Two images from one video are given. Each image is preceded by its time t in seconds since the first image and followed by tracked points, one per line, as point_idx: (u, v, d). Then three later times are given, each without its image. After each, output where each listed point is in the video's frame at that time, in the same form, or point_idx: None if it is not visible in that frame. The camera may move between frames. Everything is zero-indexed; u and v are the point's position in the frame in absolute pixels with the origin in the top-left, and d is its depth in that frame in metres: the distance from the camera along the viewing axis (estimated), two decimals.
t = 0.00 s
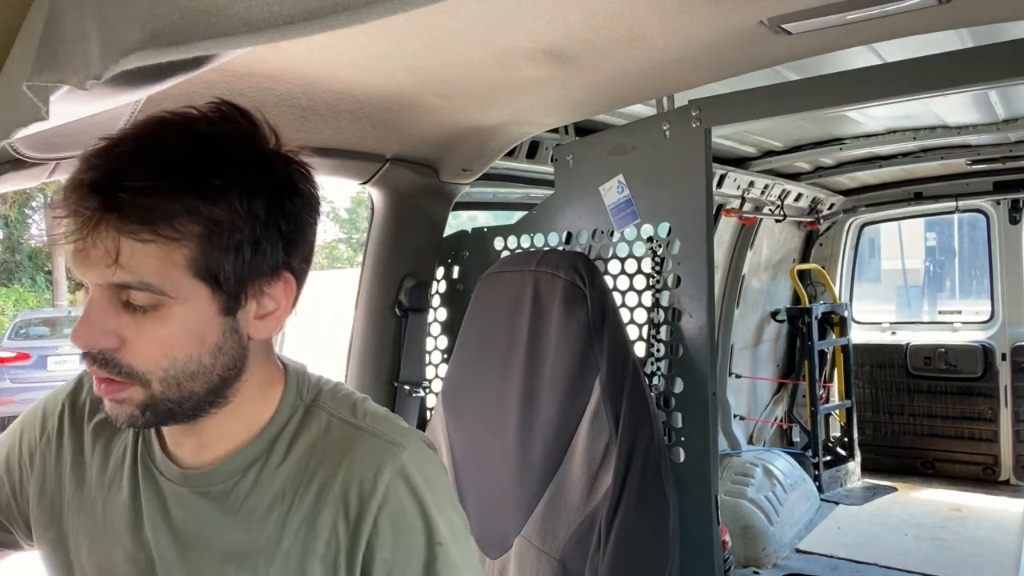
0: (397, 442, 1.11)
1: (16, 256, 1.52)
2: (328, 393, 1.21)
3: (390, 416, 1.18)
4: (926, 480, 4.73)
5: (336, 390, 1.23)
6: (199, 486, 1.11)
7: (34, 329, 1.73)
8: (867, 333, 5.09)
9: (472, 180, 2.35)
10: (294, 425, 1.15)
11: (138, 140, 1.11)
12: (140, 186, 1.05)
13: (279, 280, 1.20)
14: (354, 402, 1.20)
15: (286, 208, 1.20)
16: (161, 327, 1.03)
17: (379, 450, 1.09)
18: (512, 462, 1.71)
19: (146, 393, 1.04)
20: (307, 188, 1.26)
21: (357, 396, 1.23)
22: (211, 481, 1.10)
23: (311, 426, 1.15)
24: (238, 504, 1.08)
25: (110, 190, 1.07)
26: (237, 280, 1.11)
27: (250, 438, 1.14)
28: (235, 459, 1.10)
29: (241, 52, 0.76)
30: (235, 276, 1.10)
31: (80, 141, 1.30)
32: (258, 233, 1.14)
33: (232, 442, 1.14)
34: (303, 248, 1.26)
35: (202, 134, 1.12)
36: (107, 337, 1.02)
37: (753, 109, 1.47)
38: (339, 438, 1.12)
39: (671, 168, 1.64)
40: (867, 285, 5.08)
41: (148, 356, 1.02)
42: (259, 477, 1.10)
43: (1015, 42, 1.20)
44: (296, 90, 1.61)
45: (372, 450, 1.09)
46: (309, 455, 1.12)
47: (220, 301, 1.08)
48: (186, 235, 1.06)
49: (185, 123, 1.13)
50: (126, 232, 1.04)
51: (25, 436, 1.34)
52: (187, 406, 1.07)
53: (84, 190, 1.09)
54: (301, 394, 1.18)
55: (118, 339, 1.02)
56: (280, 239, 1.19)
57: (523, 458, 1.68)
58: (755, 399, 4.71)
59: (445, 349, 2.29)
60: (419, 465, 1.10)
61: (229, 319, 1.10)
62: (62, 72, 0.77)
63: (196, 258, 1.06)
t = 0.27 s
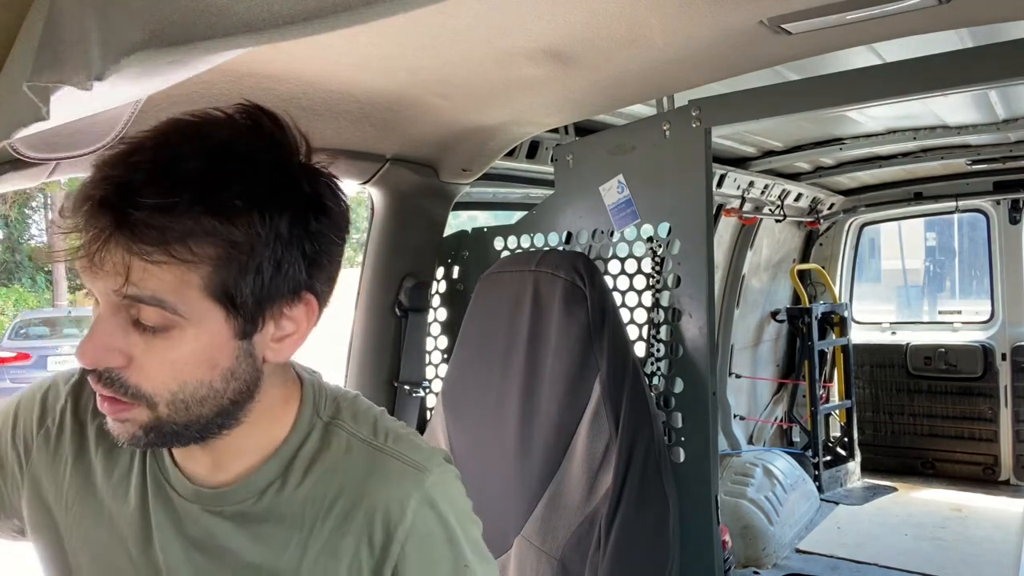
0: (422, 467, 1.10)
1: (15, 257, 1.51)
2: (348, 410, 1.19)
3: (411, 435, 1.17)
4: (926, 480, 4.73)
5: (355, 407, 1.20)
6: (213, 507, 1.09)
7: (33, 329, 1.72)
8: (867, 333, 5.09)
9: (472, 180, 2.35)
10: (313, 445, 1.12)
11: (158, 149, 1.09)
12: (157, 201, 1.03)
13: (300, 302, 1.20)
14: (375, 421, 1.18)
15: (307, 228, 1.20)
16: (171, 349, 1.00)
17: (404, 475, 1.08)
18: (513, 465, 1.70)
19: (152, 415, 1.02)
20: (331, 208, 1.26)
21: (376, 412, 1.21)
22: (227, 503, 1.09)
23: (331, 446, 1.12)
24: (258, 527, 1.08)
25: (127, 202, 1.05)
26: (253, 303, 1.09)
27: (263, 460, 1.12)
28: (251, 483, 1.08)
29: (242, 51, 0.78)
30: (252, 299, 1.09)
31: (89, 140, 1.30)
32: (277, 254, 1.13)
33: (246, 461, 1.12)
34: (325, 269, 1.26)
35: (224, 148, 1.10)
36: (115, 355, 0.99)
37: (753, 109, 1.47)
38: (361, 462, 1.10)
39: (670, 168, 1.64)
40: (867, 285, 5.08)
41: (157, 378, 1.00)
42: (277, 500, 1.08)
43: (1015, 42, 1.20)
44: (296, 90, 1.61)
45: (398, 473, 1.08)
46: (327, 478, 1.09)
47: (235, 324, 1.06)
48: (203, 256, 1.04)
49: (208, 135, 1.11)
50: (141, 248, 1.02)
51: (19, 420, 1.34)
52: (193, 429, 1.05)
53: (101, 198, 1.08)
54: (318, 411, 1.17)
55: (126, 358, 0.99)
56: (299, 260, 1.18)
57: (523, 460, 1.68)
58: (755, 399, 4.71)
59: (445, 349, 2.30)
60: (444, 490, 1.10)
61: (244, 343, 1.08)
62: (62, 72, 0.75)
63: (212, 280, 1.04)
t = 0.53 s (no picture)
0: (435, 488, 1.11)
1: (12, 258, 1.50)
2: (356, 431, 1.19)
3: (420, 454, 1.18)
4: (926, 480, 4.73)
5: (363, 426, 1.21)
6: (217, 529, 1.10)
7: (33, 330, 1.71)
8: (867, 333, 5.09)
9: (472, 180, 2.35)
10: (322, 466, 1.13)
11: (170, 156, 1.08)
12: (166, 212, 1.03)
13: (311, 326, 1.20)
14: (384, 441, 1.19)
15: (320, 249, 1.20)
16: (168, 370, 1.00)
17: (415, 497, 1.09)
18: (513, 467, 1.70)
19: (145, 435, 1.01)
20: (345, 227, 1.26)
21: (384, 429, 1.22)
22: (230, 525, 1.09)
23: (340, 467, 1.13)
24: (267, 551, 1.09)
25: (134, 212, 1.04)
26: (257, 325, 1.09)
27: (267, 484, 1.12)
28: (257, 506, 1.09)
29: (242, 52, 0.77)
30: (258, 321, 1.09)
31: (83, 139, 1.28)
32: (288, 275, 1.13)
33: (249, 481, 1.12)
34: (338, 292, 1.26)
35: (240, 159, 1.10)
36: (108, 372, 0.98)
37: (753, 108, 1.47)
38: (371, 485, 1.11)
39: (670, 168, 1.64)
40: (867, 285, 5.08)
41: (150, 399, 0.99)
42: (285, 523, 1.09)
43: (1015, 42, 1.20)
44: (296, 90, 1.61)
45: (411, 495, 1.09)
46: (336, 501, 1.10)
47: (239, 347, 1.06)
48: (208, 275, 1.03)
49: (228, 141, 1.11)
50: (144, 263, 1.01)
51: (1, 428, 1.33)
52: (187, 451, 1.04)
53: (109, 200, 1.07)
54: (326, 431, 1.17)
55: (121, 375, 0.99)
56: (311, 280, 1.18)
57: (523, 461, 1.68)
58: (755, 399, 4.70)
59: (444, 349, 2.30)
60: (458, 510, 1.11)
61: (247, 367, 1.08)
62: (62, 72, 0.76)
63: (216, 302, 1.04)
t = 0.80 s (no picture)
0: (435, 500, 1.11)
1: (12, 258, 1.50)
2: (359, 438, 1.19)
3: (422, 464, 1.18)
4: (926, 480, 4.73)
5: (366, 434, 1.21)
6: (217, 536, 1.10)
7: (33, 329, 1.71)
8: (867, 332, 5.09)
9: (472, 180, 2.35)
10: (323, 474, 1.13)
11: (173, 155, 1.08)
12: (170, 211, 1.03)
13: (313, 328, 1.21)
14: (385, 450, 1.18)
15: (323, 251, 1.20)
16: (168, 371, 1.00)
17: (417, 508, 1.09)
18: (513, 469, 1.70)
19: (144, 437, 1.01)
20: (348, 228, 1.26)
21: (387, 438, 1.21)
22: (230, 533, 1.09)
23: (341, 476, 1.13)
24: (266, 560, 1.09)
25: (138, 210, 1.04)
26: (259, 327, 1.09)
27: (269, 491, 1.12)
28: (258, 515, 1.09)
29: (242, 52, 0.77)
30: (260, 323, 1.10)
31: (82, 139, 1.28)
32: (291, 275, 1.14)
33: (249, 488, 1.12)
34: (341, 294, 1.27)
35: (244, 158, 1.10)
36: (109, 373, 0.98)
37: (753, 108, 1.47)
38: (372, 495, 1.10)
39: (670, 168, 1.64)
40: (867, 284, 5.08)
41: (150, 400, 0.99)
42: (284, 532, 1.09)
43: (1015, 42, 1.20)
44: (296, 90, 1.61)
45: (412, 506, 1.09)
46: (336, 511, 1.10)
47: (239, 348, 1.07)
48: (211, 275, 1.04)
49: (234, 140, 1.12)
50: (147, 263, 1.01)
51: None
52: (187, 455, 1.04)
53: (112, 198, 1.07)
54: (328, 438, 1.17)
55: (121, 377, 0.98)
56: (313, 281, 1.19)
57: (523, 462, 1.68)
58: (755, 399, 4.71)
59: (444, 350, 2.29)
60: (457, 524, 1.11)
61: (247, 369, 1.09)
62: (61, 72, 0.76)
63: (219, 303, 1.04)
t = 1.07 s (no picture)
0: (433, 495, 1.11)
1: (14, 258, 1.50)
2: (359, 432, 1.19)
3: (421, 459, 1.18)
4: (926, 480, 4.73)
5: (366, 428, 1.21)
6: (216, 525, 1.10)
7: (35, 329, 1.70)
8: (867, 333, 5.09)
9: (472, 180, 2.35)
10: (323, 466, 1.13)
11: (183, 143, 1.10)
12: (178, 196, 1.04)
13: (315, 316, 1.21)
14: (385, 444, 1.19)
15: (327, 240, 1.21)
16: (173, 353, 1.00)
17: (415, 503, 1.09)
18: (514, 467, 1.70)
19: (149, 420, 1.01)
20: (351, 219, 1.27)
21: (388, 432, 1.22)
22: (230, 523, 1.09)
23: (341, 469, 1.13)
24: (264, 550, 1.08)
25: (148, 195, 1.05)
26: (264, 313, 1.10)
27: (270, 482, 1.12)
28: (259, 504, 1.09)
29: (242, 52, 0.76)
30: (264, 308, 1.10)
31: (83, 138, 1.28)
32: (295, 262, 1.14)
33: (250, 478, 1.12)
34: (344, 283, 1.27)
35: (252, 147, 1.11)
36: (114, 355, 0.98)
37: (752, 108, 1.47)
38: (371, 487, 1.11)
39: (670, 168, 1.64)
40: (867, 284, 5.08)
41: (155, 383, 0.99)
42: (284, 522, 1.09)
43: (1015, 42, 1.20)
44: (296, 91, 1.61)
45: (411, 501, 1.10)
46: (336, 502, 1.10)
47: (244, 332, 1.07)
48: (217, 258, 1.04)
49: (241, 131, 1.13)
50: (155, 245, 1.02)
51: (5, 417, 1.32)
52: (190, 440, 1.04)
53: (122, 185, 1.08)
54: (329, 431, 1.17)
55: (127, 359, 0.99)
56: (317, 269, 1.19)
57: (523, 460, 1.68)
58: (755, 399, 4.70)
59: (444, 349, 2.29)
60: (455, 519, 1.11)
61: (250, 354, 1.09)
62: (61, 72, 0.76)
63: (224, 286, 1.04)
